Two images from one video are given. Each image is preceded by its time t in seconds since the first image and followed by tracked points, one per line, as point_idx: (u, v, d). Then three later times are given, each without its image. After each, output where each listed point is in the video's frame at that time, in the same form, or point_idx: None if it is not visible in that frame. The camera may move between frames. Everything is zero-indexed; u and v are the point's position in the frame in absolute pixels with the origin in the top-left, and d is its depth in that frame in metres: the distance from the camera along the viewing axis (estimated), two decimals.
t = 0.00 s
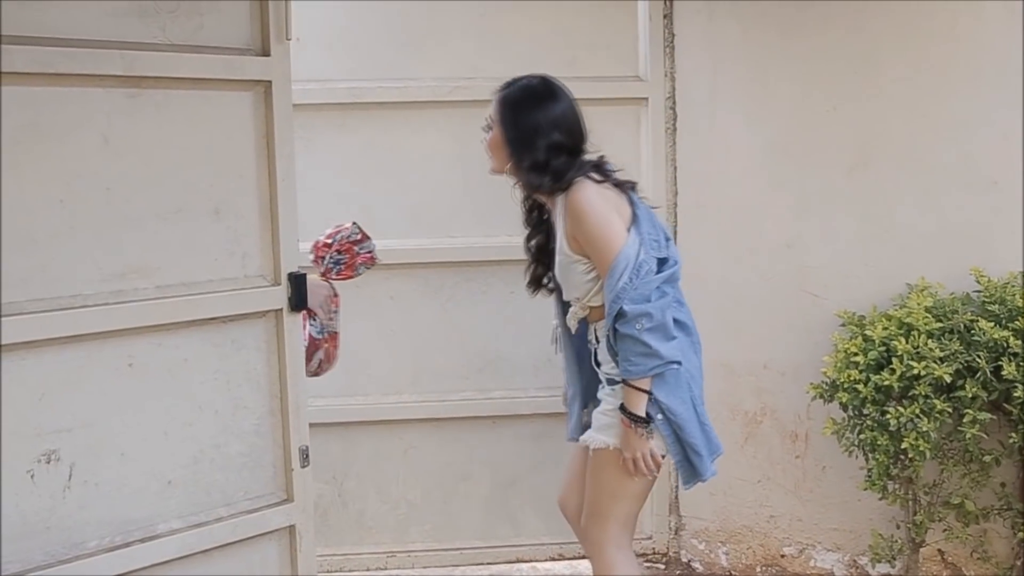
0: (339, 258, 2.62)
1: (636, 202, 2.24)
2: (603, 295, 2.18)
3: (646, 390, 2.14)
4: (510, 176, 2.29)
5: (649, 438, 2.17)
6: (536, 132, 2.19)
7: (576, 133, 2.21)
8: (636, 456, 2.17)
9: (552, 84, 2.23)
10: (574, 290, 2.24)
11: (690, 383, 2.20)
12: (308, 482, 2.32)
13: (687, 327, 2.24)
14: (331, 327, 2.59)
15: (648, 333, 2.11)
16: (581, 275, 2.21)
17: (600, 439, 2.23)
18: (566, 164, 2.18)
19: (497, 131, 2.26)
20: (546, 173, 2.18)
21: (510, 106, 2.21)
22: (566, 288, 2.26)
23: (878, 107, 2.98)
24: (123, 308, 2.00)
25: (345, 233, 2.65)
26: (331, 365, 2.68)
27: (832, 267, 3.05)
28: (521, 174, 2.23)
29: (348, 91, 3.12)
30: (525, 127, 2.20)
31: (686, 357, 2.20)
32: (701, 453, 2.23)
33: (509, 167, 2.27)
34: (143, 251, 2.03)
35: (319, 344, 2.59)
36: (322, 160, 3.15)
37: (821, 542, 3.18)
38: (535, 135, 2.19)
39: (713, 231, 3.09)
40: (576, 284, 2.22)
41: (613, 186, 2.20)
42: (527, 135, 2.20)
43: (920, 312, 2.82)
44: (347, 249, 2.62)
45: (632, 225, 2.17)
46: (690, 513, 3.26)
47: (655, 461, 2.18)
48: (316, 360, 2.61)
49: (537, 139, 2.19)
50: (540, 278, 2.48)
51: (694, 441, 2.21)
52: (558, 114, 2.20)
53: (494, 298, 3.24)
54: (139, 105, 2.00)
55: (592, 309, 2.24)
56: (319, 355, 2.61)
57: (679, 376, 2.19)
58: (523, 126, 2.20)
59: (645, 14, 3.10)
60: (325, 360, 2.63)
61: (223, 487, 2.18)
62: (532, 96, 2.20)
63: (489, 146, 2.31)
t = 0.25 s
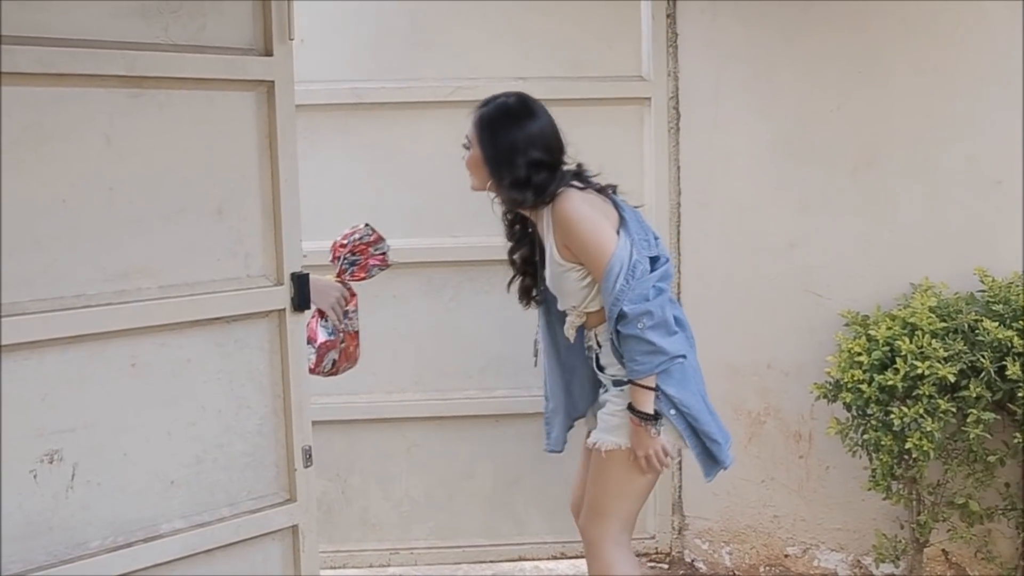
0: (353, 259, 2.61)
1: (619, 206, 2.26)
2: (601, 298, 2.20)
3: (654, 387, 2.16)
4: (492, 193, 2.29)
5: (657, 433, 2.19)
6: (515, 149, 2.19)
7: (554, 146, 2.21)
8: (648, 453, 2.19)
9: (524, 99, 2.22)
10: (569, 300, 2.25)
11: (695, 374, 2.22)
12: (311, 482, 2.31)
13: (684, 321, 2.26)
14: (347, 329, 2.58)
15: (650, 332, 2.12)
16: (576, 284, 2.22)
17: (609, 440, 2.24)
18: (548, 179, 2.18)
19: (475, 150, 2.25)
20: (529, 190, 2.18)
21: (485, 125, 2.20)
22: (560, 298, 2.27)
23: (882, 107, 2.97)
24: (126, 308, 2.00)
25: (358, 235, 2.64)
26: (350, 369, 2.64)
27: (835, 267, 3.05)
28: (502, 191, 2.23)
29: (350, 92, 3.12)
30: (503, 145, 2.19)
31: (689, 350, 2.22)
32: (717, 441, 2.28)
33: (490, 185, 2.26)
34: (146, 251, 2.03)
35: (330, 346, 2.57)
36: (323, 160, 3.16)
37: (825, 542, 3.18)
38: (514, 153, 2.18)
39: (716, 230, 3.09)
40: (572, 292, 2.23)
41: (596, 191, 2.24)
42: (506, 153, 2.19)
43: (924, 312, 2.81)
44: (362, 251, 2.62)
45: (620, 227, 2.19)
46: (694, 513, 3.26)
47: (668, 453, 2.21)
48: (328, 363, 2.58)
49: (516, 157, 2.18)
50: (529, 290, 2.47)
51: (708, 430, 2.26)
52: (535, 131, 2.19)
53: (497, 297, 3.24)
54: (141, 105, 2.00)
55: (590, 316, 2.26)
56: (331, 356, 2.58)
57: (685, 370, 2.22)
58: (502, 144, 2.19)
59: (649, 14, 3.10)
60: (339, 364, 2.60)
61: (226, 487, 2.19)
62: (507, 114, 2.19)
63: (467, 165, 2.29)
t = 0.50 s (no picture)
0: (363, 258, 2.66)
1: (610, 210, 2.32)
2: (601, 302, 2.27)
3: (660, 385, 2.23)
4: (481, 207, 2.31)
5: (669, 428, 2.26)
6: (502, 165, 2.21)
7: (540, 158, 2.23)
8: (658, 449, 2.26)
9: (507, 113, 2.23)
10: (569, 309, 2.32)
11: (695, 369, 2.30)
12: (314, 483, 2.31)
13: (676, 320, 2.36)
14: (359, 328, 2.63)
15: (653, 331, 2.19)
16: (574, 291, 2.28)
17: (616, 438, 2.30)
18: (537, 192, 2.21)
19: (462, 166, 2.26)
20: (519, 203, 2.21)
21: (470, 142, 2.22)
22: (559, 305, 2.34)
23: (887, 107, 2.96)
24: (130, 308, 2.00)
25: (372, 235, 2.68)
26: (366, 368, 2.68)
27: (839, 267, 3.04)
28: (492, 205, 2.24)
29: (355, 92, 3.12)
30: (490, 161, 2.21)
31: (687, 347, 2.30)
32: (721, 433, 2.33)
33: (479, 199, 2.28)
34: (149, 251, 2.02)
35: (339, 344, 2.61)
36: (326, 157, 3.16)
37: (829, 543, 3.17)
38: (502, 168, 2.20)
39: (721, 230, 3.08)
40: (571, 300, 2.30)
41: (586, 198, 2.28)
42: (493, 169, 2.21)
43: (929, 313, 2.80)
44: (372, 251, 2.66)
45: (614, 232, 2.26)
46: (697, 514, 3.25)
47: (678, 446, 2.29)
48: (337, 361, 2.62)
49: (504, 172, 2.20)
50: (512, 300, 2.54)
51: (713, 424, 2.32)
52: (521, 145, 2.21)
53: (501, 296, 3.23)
54: (145, 105, 2.00)
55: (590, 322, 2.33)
56: (341, 354, 2.62)
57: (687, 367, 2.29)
58: (488, 160, 2.21)
59: (653, 14, 3.09)
60: (350, 362, 2.64)
61: (229, 487, 2.18)
62: (490, 130, 2.21)
63: (455, 180, 2.31)
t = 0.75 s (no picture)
0: (365, 255, 2.64)
1: (601, 204, 2.33)
2: (590, 294, 2.28)
3: (650, 377, 2.24)
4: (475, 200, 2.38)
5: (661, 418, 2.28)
6: (493, 157, 2.27)
7: (530, 152, 2.29)
8: (651, 438, 2.28)
9: (500, 107, 2.30)
10: (559, 300, 2.34)
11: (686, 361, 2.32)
12: (313, 478, 2.30)
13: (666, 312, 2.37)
14: (362, 326, 2.62)
15: (643, 324, 2.20)
16: (565, 282, 2.31)
17: (609, 429, 2.32)
18: (526, 184, 2.26)
19: (456, 159, 2.34)
20: (508, 196, 2.26)
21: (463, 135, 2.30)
22: (550, 296, 2.35)
23: (887, 101, 2.96)
24: (128, 303, 1.99)
25: (372, 231, 2.65)
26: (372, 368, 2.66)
27: (840, 262, 3.03)
28: (483, 198, 2.32)
29: (355, 87, 3.13)
30: (481, 154, 2.28)
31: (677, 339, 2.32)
32: (705, 425, 2.36)
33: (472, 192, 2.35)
34: (148, 246, 2.02)
35: (341, 341, 2.61)
36: (326, 151, 3.17)
37: (829, 538, 3.17)
38: (491, 161, 2.27)
39: (721, 224, 3.08)
40: (562, 290, 2.32)
41: (578, 192, 2.31)
42: (484, 162, 2.28)
43: (929, 307, 2.80)
44: (373, 247, 2.64)
45: (605, 225, 2.28)
46: (697, 509, 3.25)
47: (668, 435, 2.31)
48: (340, 359, 2.61)
49: (494, 164, 2.27)
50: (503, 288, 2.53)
51: (699, 416, 2.33)
52: (511, 138, 2.28)
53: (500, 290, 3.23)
54: (144, 100, 1.99)
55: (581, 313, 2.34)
56: (343, 352, 2.61)
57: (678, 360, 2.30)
58: (479, 153, 2.28)
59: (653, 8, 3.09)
60: (353, 361, 2.62)
61: (229, 482, 2.18)
62: (482, 123, 2.28)
63: (450, 172, 2.39)
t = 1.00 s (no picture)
0: (370, 253, 2.68)
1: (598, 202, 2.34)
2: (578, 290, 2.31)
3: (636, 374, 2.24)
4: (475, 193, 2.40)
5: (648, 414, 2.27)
6: (491, 151, 2.30)
7: (528, 146, 2.31)
8: (638, 435, 2.28)
9: (499, 101, 2.33)
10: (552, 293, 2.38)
11: (675, 360, 2.29)
12: (312, 474, 2.30)
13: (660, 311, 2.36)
14: (361, 323, 2.62)
15: (628, 322, 2.21)
16: (557, 276, 2.34)
17: (597, 424, 2.32)
18: (524, 177, 2.27)
19: (455, 153, 2.37)
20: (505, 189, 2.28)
21: (462, 129, 2.32)
22: (544, 289, 2.38)
23: (888, 98, 2.95)
24: (127, 300, 1.99)
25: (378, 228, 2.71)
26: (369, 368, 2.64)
27: (839, 259, 3.03)
28: (481, 191, 2.34)
29: (356, 84, 3.13)
30: (480, 148, 2.31)
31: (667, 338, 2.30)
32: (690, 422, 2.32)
33: (472, 185, 2.38)
34: (146, 243, 2.02)
35: (340, 337, 2.61)
36: (327, 148, 3.18)
37: (828, 535, 3.17)
38: (489, 155, 2.30)
39: (721, 221, 3.08)
40: (554, 284, 2.35)
41: (576, 188, 2.31)
42: (482, 156, 2.30)
43: (929, 305, 2.80)
44: (380, 246, 2.68)
45: (598, 222, 2.29)
46: (696, 507, 3.26)
47: (656, 432, 2.30)
48: (337, 355, 2.61)
49: (492, 158, 2.29)
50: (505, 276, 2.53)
51: (684, 414, 2.31)
52: (509, 132, 2.30)
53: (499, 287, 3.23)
54: (143, 96, 1.99)
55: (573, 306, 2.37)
56: (341, 347, 2.61)
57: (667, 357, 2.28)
58: (478, 147, 2.30)
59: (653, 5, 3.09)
60: (350, 358, 2.62)
61: (228, 478, 2.18)
62: (480, 117, 2.31)
63: (452, 167, 2.42)
